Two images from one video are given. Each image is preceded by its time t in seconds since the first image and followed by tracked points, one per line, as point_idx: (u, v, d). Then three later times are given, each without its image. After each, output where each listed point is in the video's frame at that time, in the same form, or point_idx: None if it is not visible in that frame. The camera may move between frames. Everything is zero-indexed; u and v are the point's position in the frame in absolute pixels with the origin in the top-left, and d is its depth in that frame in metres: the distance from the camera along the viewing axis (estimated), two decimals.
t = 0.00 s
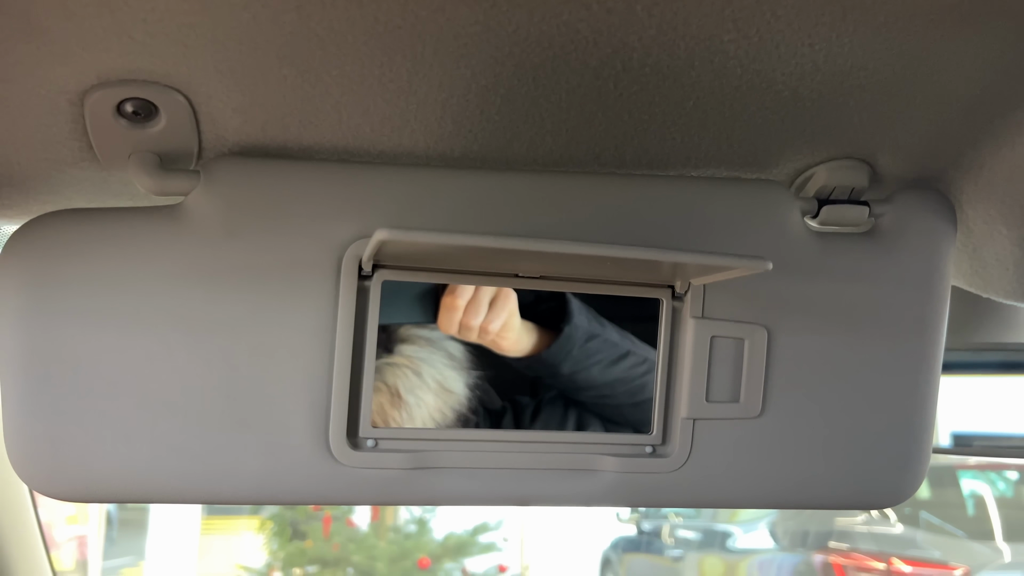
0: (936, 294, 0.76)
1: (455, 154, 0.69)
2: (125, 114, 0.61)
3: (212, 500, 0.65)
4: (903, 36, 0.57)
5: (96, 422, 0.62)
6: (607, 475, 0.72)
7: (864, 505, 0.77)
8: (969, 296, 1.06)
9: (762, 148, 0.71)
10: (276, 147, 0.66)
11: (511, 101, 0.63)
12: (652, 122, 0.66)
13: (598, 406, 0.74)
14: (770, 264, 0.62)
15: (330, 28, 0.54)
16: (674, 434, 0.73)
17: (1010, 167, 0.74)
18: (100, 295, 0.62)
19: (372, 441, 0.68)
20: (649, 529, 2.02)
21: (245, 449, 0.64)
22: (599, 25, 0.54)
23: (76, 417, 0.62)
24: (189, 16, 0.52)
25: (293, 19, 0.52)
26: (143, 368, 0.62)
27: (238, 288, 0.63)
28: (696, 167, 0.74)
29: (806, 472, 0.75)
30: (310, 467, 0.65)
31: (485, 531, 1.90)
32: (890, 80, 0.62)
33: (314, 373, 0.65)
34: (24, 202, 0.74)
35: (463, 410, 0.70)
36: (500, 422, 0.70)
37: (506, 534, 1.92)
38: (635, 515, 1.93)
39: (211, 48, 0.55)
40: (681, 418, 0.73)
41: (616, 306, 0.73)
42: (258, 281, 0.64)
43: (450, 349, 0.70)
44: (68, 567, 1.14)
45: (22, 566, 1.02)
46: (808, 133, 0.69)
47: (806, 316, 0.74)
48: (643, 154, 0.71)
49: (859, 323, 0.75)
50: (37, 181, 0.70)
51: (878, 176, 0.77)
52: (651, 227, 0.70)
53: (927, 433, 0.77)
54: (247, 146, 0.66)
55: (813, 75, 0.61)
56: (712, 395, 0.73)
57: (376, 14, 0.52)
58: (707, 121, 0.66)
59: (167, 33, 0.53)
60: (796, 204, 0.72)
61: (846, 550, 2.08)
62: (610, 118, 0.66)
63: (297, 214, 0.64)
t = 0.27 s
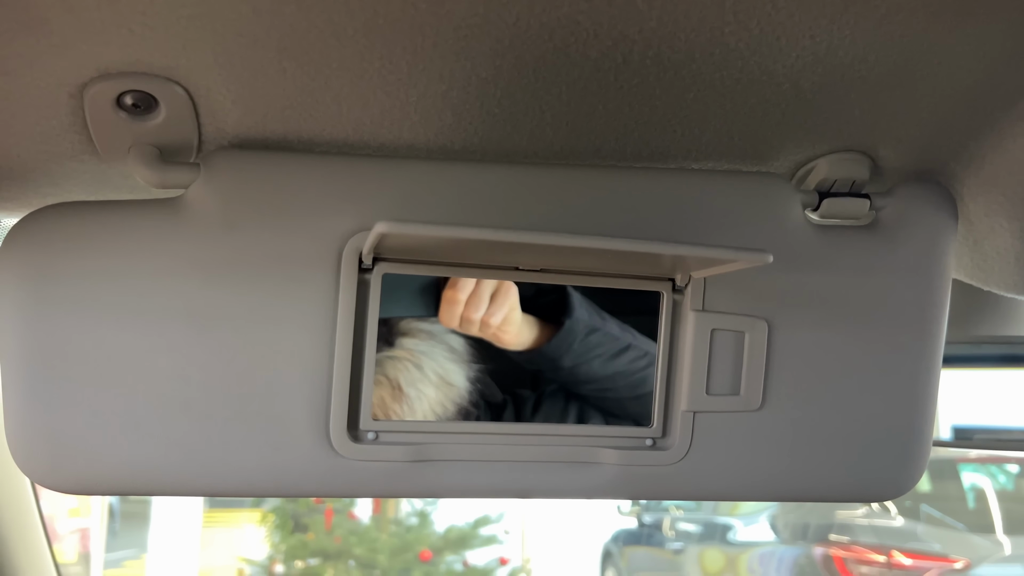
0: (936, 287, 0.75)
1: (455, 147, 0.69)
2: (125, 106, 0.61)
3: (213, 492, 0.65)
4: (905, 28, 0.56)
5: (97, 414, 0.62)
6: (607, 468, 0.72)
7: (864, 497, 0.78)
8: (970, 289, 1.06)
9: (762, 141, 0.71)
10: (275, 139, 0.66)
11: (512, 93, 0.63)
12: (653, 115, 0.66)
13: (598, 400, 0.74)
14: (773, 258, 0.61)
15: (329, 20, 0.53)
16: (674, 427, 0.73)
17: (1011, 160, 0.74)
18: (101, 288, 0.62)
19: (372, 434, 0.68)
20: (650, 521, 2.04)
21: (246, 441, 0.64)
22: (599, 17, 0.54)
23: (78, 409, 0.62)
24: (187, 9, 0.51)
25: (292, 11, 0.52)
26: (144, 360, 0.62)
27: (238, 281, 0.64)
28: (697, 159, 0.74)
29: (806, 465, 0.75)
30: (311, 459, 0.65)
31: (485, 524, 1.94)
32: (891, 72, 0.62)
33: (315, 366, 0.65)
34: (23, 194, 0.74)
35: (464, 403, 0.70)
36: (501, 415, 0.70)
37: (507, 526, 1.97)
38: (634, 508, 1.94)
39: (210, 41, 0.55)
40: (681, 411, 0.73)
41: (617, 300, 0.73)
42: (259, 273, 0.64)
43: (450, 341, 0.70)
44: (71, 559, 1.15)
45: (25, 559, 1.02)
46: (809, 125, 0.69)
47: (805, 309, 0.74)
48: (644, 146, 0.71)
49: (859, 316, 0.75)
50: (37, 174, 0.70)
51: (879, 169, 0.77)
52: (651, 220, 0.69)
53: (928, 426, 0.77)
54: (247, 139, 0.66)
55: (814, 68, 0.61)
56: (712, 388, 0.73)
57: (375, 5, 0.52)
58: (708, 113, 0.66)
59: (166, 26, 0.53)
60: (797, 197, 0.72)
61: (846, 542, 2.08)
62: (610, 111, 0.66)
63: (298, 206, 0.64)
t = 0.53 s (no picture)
0: (938, 280, 0.75)
1: (455, 139, 0.69)
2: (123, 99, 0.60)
3: (213, 484, 0.65)
4: (907, 19, 0.56)
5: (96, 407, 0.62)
6: (607, 461, 0.72)
7: (863, 491, 0.77)
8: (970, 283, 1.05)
9: (763, 133, 0.71)
10: (274, 132, 0.66)
11: (511, 85, 0.62)
12: (654, 107, 0.66)
13: (600, 393, 0.74)
14: (773, 250, 0.62)
15: (327, 11, 0.53)
16: (675, 421, 0.73)
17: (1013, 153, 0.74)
18: (100, 281, 0.62)
19: (372, 426, 0.68)
20: (650, 514, 2.04)
21: (245, 434, 0.64)
22: (600, 8, 0.54)
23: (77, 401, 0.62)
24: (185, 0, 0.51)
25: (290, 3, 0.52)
26: (143, 353, 0.62)
27: (237, 274, 0.63)
28: (697, 152, 0.73)
29: (806, 459, 0.75)
30: (311, 452, 0.65)
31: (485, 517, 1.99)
32: (893, 64, 0.61)
33: (315, 359, 0.65)
34: (22, 187, 0.74)
35: (465, 396, 0.70)
36: (501, 408, 0.70)
37: (508, 520, 2.01)
38: (634, 502, 1.95)
39: (208, 33, 0.54)
40: (681, 405, 0.73)
41: (617, 293, 0.73)
42: (258, 266, 0.64)
43: (453, 336, 0.70)
44: (73, 553, 1.16)
45: (26, 554, 1.03)
46: (810, 117, 0.69)
47: (806, 302, 0.74)
48: (644, 138, 0.71)
49: (860, 310, 0.75)
50: (35, 166, 0.70)
51: (880, 162, 0.76)
52: (652, 213, 0.69)
53: (928, 420, 0.77)
54: (245, 131, 0.66)
55: (815, 59, 0.61)
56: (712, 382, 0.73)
57: None
58: (709, 105, 0.66)
59: (164, 17, 0.53)
60: (797, 189, 0.72)
61: (846, 536, 2.09)
62: (610, 103, 0.65)
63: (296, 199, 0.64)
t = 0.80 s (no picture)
0: (940, 273, 0.75)
1: (455, 131, 0.68)
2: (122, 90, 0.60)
3: (213, 477, 0.65)
4: (910, 10, 0.56)
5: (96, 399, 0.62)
6: (607, 454, 0.72)
7: (864, 485, 0.77)
8: (972, 277, 1.05)
9: (765, 126, 0.71)
10: (273, 123, 0.65)
11: (512, 76, 0.62)
12: (655, 98, 0.66)
13: (601, 388, 0.74)
14: (775, 241, 0.61)
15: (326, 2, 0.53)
16: (675, 414, 0.73)
17: (1016, 146, 0.73)
18: (100, 273, 0.62)
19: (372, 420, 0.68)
20: (651, 508, 2.06)
21: (245, 426, 0.64)
22: None
23: (76, 394, 0.62)
24: None
25: None
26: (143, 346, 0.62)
27: (236, 266, 0.63)
28: (699, 144, 0.73)
29: (807, 452, 0.75)
30: (311, 445, 0.65)
31: (487, 512, 1.97)
32: (896, 55, 0.61)
33: (315, 351, 0.65)
34: (21, 179, 0.74)
35: (466, 390, 0.70)
36: (502, 402, 0.70)
37: (508, 515, 2.02)
38: (634, 495, 1.96)
39: (206, 23, 0.54)
40: (682, 398, 0.73)
41: (617, 286, 0.73)
42: (257, 259, 0.64)
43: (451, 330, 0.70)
44: (74, 546, 1.16)
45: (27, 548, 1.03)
46: (812, 109, 0.68)
47: (807, 295, 0.73)
48: (645, 130, 0.70)
49: (861, 303, 0.74)
50: (35, 158, 0.70)
51: (882, 154, 0.76)
52: (652, 205, 0.69)
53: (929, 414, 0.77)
54: (244, 123, 0.66)
55: (817, 50, 0.60)
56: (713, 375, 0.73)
57: None
58: (710, 96, 0.65)
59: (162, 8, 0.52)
60: (799, 182, 0.72)
61: (846, 530, 2.10)
62: (611, 95, 0.65)
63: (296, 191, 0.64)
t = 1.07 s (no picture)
0: (942, 266, 0.75)
1: (455, 122, 0.68)
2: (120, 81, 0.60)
3: (213, 469, 0.65)
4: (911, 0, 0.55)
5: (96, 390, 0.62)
6: (608, 447, 0.72)
7: (865, 478, 0.77)
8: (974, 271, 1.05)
9: (766, 117, 0.70)
10: (272, 114, 0.65)
11: (512, 67, 0.62)
12: (656, 89, 0.65)
13: (601, 381, 0.74)
14: (776, 233, 0.61)
15: None
16: (676, 407, 0.73)
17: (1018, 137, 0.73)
18: (100, 265, 0.61)
19: (371, 412, 0.68)
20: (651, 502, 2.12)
21: (245, 418, 0.64)
22: None
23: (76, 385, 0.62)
24: None
25: None
26: (142, 337, 0.62)
27: (235, 257, 0.63)
28: (700, 136, 0.73)
29: (808, 445, 0.74)
30: (311, 438, 0.65)
31: (490, 504, 2.10)
32: (898, 46, 0.61)
33: (314, 343, 0.65)
34: (21, 170, 0.74)
35: (466, 383, 0.70)
36: (501, 395, 0.70)
37: (509, 507, 2.09)
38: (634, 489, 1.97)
39: (203, 13, 0.54)
40: (682, 391, 0.73)
41: (618, 279, 0.73)
42: (256, 250, 0.63)
43: (453, 323, 0.70)
44: (76, 539, 1.17)
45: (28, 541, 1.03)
46: (814, 100, 0.68)
47: (808, 287, 0.73)
48: (646, 122, 0.70)
49: (863, 295, 0.74)
50: (35, 150, 0.70)
51: (884, 146, 0.76)
52: (653, 197, 0.69)
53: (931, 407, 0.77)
54: (244, 114, 0.65)
55: (818, 41, 0.60)
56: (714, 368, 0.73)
57: None
58: (711, 88, 0.65)
59: None
60: (800, 174, 0.72)
61: (846, 524, 2.13)
62: (612, 86, 0.65)
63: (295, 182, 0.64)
